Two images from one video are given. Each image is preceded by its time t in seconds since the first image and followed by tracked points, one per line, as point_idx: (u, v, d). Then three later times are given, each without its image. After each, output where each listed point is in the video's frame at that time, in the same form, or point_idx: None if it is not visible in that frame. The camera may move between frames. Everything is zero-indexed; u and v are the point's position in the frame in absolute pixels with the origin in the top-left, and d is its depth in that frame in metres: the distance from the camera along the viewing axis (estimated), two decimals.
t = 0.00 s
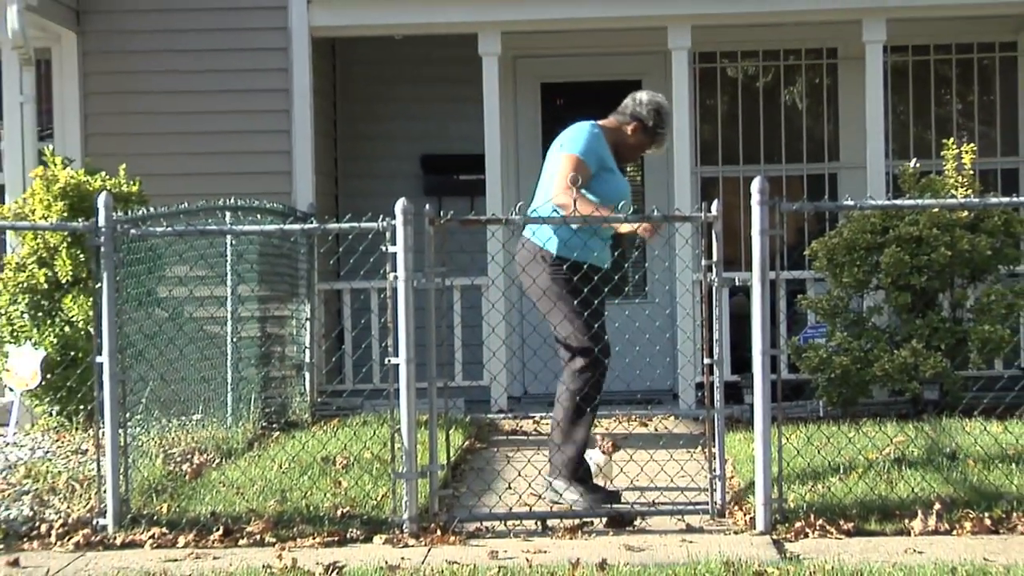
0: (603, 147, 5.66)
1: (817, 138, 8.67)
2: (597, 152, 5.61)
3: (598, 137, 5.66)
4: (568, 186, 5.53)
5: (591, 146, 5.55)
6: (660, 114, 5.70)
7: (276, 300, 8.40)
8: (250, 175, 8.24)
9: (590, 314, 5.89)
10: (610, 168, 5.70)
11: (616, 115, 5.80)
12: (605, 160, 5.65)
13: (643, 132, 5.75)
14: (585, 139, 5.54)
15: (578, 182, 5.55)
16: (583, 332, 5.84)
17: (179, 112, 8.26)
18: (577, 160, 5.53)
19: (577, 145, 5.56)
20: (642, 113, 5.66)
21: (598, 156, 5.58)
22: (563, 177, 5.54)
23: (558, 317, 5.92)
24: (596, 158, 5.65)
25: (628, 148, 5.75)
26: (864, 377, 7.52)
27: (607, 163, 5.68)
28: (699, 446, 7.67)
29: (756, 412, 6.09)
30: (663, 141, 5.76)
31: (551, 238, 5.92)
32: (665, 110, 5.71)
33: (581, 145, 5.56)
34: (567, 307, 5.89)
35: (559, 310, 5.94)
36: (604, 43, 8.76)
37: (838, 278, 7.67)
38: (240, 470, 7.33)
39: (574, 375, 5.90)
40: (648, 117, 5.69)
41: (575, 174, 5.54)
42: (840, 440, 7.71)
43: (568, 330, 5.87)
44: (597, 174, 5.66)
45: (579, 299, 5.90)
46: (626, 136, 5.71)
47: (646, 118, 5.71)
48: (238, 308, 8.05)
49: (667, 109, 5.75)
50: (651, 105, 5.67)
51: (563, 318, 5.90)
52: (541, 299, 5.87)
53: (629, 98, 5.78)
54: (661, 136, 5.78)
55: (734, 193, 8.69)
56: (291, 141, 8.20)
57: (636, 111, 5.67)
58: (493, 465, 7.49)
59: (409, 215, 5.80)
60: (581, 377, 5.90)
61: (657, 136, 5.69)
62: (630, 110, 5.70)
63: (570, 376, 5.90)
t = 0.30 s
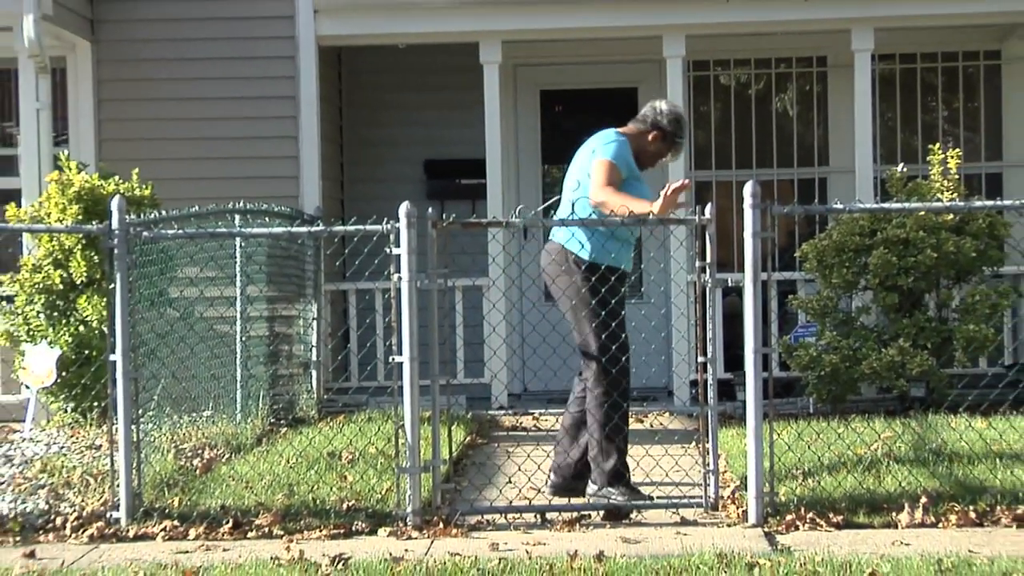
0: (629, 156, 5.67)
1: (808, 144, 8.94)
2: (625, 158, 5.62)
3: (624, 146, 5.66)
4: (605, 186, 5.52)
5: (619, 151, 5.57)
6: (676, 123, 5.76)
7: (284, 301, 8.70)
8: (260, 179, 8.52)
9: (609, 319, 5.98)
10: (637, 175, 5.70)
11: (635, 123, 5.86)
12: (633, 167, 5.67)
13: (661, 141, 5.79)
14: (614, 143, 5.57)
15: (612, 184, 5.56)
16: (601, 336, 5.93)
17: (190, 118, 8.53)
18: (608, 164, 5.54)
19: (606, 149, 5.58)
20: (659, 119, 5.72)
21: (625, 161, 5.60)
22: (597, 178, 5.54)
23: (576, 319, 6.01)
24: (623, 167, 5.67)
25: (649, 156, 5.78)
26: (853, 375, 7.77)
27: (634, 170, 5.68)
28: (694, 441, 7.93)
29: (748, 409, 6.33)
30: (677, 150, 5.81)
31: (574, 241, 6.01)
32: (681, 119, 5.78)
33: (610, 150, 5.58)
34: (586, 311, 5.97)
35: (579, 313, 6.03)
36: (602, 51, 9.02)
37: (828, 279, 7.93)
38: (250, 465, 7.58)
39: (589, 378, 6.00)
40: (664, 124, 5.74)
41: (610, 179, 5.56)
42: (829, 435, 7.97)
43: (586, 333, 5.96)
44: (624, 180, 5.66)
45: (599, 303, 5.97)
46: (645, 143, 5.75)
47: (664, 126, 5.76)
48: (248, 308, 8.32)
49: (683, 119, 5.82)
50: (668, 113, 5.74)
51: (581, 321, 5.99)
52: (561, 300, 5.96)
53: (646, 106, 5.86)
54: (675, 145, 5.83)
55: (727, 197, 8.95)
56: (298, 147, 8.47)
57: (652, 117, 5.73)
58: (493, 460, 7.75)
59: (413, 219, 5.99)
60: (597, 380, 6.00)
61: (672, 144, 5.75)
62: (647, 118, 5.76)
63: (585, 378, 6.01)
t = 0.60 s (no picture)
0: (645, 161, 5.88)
1: (799, 148, 9.22)
2: (642, 164, 5.83)
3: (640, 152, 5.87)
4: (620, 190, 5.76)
5: (636, 157, 5.78)
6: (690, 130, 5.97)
7: (292, 300, 9.01)
8: (268, 183, 8.81)
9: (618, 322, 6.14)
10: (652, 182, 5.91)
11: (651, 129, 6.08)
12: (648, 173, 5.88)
13: (675, 148, 6.01)
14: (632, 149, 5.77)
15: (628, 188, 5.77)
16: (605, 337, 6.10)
17: (201, 124, 8.81)
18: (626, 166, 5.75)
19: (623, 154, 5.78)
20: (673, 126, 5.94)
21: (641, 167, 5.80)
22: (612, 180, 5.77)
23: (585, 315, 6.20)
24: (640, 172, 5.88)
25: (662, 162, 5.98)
26: (842, 372, 8.03)
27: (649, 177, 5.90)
28: (688, 437, 8.19)
29: (740, 405, 6.57)
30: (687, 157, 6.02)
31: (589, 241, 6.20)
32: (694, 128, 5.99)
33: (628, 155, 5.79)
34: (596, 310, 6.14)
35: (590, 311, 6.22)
36: (600, 60, 9.29)
37: (818, 279, 8.19)
38: (258, 459, 7.83)
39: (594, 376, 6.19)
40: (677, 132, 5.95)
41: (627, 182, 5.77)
42: (819, 431, 8.23)
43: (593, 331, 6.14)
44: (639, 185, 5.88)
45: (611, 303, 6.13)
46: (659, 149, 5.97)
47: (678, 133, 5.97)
48: (256, 307, 8.62)
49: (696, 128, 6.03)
50: (683, 121, 5.96)
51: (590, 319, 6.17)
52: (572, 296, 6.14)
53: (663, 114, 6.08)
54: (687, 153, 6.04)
55: (720, 200, 9.22)
56: (305, 152, 8.76)
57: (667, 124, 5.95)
58: (493, 455, 8.01)
59: (416, 221, 6.22)
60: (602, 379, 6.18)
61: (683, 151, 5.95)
62: (663, 125, 5.98)
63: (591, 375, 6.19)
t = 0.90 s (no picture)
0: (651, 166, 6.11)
1: (790, 153, 9.51)
2: (647, 167, 6.09)
3: (647, 157, 6.10)
4: (622, 193, 5.98)
5: (641, 160, 6.03)
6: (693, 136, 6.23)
7: (299, 300, 9.35)
8: (277, 186, 9.11)
9: (620, 321, 6.39)
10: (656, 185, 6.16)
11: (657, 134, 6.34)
12: (653, 176, 6.13)
13: (679, 152, 6.26)
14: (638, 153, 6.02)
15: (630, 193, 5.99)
16: (606, 336, 6.37)
17: (211, 129, 9.10)
18: (630, 171, 5.98)
19: (629, 158, 6.03)
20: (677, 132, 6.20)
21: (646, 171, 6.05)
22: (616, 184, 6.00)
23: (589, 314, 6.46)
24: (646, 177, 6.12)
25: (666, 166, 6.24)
26: (832, 370, 8.30)
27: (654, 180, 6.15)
28: (683, 432, 8.47)
29: (736, 402, 6.78)
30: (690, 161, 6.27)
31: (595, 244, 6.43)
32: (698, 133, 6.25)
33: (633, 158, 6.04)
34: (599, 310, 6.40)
35: (593, 310, 6.47)
36: (597, 67, 9.55)
37: (809, 280, 8.45)
38: (266, 454, 8.10)
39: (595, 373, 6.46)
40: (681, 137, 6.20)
41: (630, 187, 5.98)
42: (810, 426, 8.49)
43: (595, 330, 6.40)
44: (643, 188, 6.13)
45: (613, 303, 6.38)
46: (665, 153, 6.21)
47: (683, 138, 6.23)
48: (264, 307, 8.93)
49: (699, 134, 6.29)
50: (687, 126, 6.22)
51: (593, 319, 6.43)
52: (576, 295, 6.40)
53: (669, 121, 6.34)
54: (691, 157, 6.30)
55: (714, 203, 9.48)
56: (312, 157, 9.05)
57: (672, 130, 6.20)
58: (494, 450, 8.28)
59: (420, 223, 6.42)
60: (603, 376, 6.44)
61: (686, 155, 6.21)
62: (668, 130, 6.24)
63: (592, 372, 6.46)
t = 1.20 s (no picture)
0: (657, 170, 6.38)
1: (782, 158, 9.83)
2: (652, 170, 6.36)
3: (653, 161, 6.37)
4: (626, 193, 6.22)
5: (645, 164, 6.30)
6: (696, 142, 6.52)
7: (307, 299, 9.69)
8: (285, 190, 9.43)
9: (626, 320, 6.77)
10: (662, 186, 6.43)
11: (662, 140, 6.63)
12: (658, 178, 6.40)
13: (684, 157, 6.55)
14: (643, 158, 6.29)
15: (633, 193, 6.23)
16: (612, 335, 6.74)
17: (221, 134, 9.42)
18: (634, 172, 6.23)
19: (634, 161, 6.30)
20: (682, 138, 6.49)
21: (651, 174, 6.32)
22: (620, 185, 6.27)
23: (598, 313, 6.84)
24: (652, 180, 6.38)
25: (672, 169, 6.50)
26: (822, 368, 8.57)
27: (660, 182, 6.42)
28: (676, 427, 8.77)
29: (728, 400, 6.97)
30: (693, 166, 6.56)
31: (604, 244, 6.79)
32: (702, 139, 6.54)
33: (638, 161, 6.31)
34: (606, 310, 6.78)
35: (600, 308, 6.82)
36: (595, 74, 9.84)
37: (800, 280, 8.73)
38: (275, 448, 8.38)
39: (601, 370, 6.85)
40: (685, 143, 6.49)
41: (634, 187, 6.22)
42: (800, 422, 8.77)
43: (602, 329, 6.77)
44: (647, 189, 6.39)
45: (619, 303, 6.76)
46: (671, 158, 6.51)
47: (687, 144, 6.51)
48: (273, 307, 9.22)
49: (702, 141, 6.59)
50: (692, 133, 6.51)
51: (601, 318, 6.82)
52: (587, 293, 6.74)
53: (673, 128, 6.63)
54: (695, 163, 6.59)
55: (708, 207, 9.81)
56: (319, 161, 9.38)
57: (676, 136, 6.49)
58: (495, 445, 8.56)
59: (423, 225, 6.70)
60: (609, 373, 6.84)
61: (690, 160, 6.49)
62: (674, 136, 6.54)
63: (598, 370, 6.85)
